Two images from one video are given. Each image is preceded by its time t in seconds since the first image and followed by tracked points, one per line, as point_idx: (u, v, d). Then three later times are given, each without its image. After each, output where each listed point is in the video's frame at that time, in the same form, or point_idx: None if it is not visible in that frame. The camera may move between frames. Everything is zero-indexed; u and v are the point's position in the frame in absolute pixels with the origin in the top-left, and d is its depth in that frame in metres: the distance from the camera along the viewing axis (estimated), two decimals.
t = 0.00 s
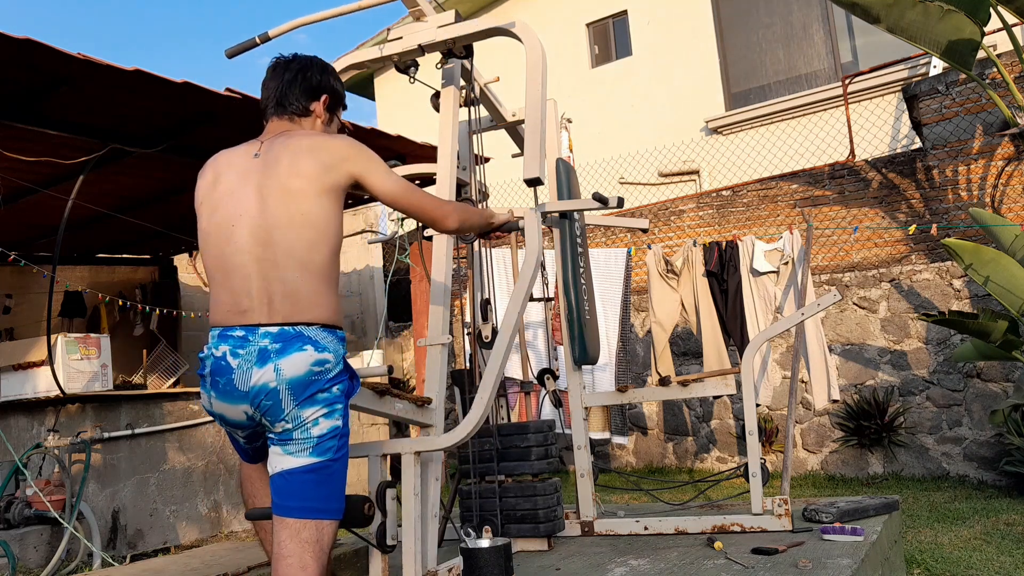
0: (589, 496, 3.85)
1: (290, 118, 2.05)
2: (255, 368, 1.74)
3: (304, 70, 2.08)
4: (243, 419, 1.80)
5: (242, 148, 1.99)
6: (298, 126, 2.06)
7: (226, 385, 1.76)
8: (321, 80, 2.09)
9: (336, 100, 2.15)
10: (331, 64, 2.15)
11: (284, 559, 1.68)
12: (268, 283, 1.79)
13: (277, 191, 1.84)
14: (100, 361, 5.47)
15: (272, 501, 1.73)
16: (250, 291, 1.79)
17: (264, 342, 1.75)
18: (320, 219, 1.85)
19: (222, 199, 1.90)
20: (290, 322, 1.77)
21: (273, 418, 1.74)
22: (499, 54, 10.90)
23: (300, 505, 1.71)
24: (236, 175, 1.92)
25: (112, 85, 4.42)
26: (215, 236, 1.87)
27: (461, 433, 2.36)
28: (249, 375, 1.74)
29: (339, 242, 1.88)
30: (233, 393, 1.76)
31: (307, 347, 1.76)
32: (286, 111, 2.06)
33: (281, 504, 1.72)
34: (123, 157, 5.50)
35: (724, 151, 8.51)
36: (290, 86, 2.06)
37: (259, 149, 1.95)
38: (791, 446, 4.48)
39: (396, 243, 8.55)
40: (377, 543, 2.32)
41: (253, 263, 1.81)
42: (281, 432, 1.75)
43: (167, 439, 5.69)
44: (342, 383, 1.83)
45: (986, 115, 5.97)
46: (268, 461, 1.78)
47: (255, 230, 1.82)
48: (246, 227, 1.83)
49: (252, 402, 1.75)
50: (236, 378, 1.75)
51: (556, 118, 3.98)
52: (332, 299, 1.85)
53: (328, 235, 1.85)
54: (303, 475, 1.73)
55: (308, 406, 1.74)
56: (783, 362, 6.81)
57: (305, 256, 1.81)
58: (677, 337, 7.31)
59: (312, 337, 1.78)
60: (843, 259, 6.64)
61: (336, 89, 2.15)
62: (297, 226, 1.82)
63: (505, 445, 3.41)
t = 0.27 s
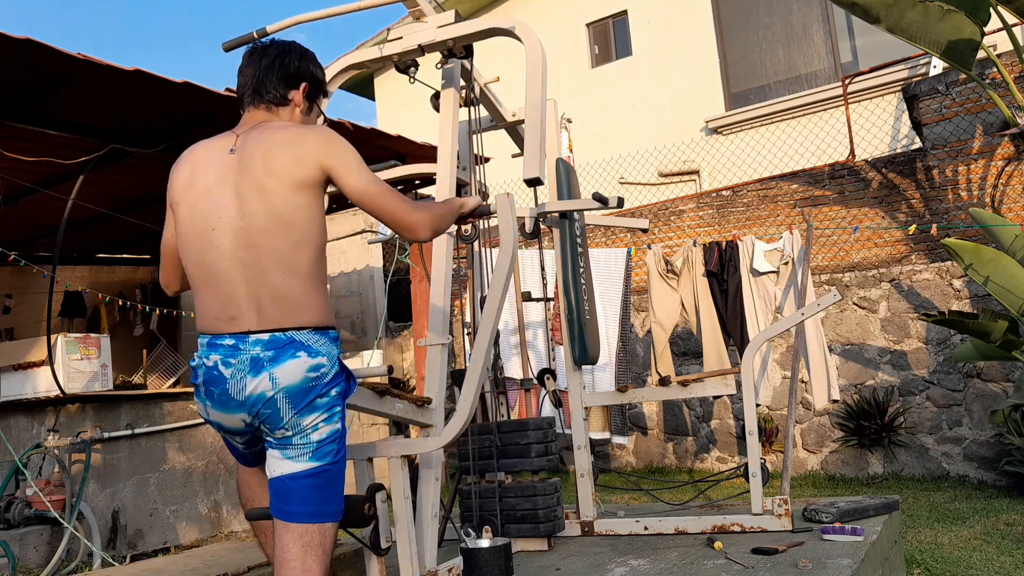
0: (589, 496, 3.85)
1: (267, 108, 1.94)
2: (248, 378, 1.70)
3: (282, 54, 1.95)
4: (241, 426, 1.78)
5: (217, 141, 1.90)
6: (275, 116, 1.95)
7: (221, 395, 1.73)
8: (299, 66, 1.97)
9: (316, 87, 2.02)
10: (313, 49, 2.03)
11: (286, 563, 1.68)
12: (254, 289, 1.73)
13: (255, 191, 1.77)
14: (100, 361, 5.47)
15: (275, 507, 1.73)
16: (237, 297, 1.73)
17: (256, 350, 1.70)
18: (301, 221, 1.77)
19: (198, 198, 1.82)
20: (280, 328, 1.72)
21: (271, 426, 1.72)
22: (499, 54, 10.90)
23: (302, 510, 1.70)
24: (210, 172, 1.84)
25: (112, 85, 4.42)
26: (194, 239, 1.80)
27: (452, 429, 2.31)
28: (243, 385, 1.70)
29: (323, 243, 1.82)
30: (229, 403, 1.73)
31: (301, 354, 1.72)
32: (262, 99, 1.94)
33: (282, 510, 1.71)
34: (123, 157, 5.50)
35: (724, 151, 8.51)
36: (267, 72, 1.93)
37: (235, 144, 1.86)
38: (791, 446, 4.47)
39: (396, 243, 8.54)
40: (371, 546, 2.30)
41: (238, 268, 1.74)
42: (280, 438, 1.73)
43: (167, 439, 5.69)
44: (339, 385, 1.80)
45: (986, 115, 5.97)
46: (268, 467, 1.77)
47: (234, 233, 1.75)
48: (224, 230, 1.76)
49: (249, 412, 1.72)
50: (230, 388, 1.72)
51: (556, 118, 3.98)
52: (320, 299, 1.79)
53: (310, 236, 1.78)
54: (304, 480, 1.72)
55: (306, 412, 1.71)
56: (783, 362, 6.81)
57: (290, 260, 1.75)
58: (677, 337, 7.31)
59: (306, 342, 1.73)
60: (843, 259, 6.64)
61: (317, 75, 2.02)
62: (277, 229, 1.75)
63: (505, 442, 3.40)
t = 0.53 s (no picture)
0: (589, 496, 3.85)
1: (257, 95, 1.84)
2: (230, 380, 1.62)
3: (274, 38, 1.85)
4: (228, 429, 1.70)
5: (204, 129, 1.84)
6: (264, 103, 1.85)
7: (204, 398, 1.66)
8: (291, 50, 1.86)
9: (311, 73, 1.91)
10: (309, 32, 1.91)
11: (282, 566, 1.60)
12: (234, 286, 1.66)
13: (234, 183, 1.70)
14: (100, 361, 5.46)
15: (267, 512, 1.64)
16: (215, 296, 1.67)
17: (238, 351, 1.63)
18: (281, 215, 1.69)
19: (179, 187, 1.77)
20: (260, 327, 1.64)
21: (259, 428, 1.64)
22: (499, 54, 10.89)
23: (296, 512, 1.62)
24: (193, 160, 1.78)
25: (112, 85, 4.42)
26: (173, 231, 1.75)
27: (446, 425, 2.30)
28: (227, 387, 1.62)
29: (305, 239, 1.74)
30: (214, 406, 1.66)
31: (285, 353, 1.63)
32: (252, 86, 1.84)
33: (275, 514, 1.62)
34: (123, 157, 5.49)
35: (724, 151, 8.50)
36: (256, 57, 1.83)
37: (220, 131, 1.80)
38: (791, 446, 4.47)
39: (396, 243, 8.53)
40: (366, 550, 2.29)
41: (216, 266, 1.68)
42: (268, 440, 1.65)
43: (167, 439, 5.69)
44: (328, 384, 1.71)
45: (986, 115, 5.97)
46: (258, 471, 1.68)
47: (213, 227, 1.69)
48: (203, 222, 1.70)
49: (235, 415, 1.64)
50: (212, 391, 1.64)
51: (556, 118, 3.98)
52: (303, 295, 1.71)
53: (291, 231, 1.70)
54: (296, 482, 1.63)
55: (293, 413, 1.63)
56: (782, 362, 6.81)
57: (269, 255, 1.67)
58: (677, 337, 7.32)
59: (288, 340, 1.65)
60: (843, 259, 6.64)
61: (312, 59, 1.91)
62: (256, 222, 1.68)
63: (505, 438, 3.40)
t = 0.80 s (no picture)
0: (589, 496, 3.85)
1: (252, 86, 1.83)
2: (207, 379, 1.61)
3: (272, 28, 1.83)
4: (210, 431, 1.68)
5: (196, 115, 1.84)
6: (258, 95, 1.84)
7: (182, 399, 1.65)
8: (289, 41, 1.84)
9: (309, 65, 1.88)
10: (310, 22, 1.89)
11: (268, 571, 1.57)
12: (208, 279, 1.65)
13: (215, 170, 1.69)
14: (100, 361, 5.46)
15: (252, 517, 1.60)
16: (190, 290, 1.66)
17: (214, 349, 1.62)
18: (259, 205, 1.67)
19: (162, 171, 1.76)
20: (237, 323, 1.63)
21: (240, 429, 1.62)
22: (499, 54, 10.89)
23: (282, 515, 1.58)
24: (179, 145, 1.78)
25: (111, 85, 4.41)
26: (152, 217, 1.74)
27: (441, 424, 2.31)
28: (204, 387, 1.61)
29: (284, 231, 1.71)
30: (193, 407, 1.64)
31: (262, 350, 1.62)
32: (247, 77, 1.83)
33: (260, 517, 1.59)
34: (123, 157, 5.49)
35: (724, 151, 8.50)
36: (253, 47, 1.82)
37: (211, 118, 1.79)
38: (791, 446, 4.47)
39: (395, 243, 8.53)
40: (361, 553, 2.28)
41: (192, 260, 1.67)
42: (250, 441, 1.62)
43: (167, 439, 5.69)
44: (309, 380, 1.68)
45: (986, 115, 5.97)
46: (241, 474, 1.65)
47: (191, 216, 1.68)
48: (182, 209, 1.69)
49: (215, 415, 1.63)
50: (190, 391, 1.63)
51: (556, 118, 3.98)
52: (281, 289, 1.69)
53: (269, 223, 1.68)
54: (280, 484, 1.59)
55: (273, 412, 1.60)
56: (782, 362, 6.81)
57: (244, 248, 1.65)
58: (677, 337, 7.32)
59: (266, 337, 1.63)
60: (843, 259, 6.64)
61: (311, 50, 1.88)
62: (234, 211, 1.66)
63: (505, 435, 3.41)
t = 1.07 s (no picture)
0: (589, 496, 3.85)
1: (245, 84, 1.84)
2: (193, 381, 1.61)
3: (265, 22, 1.83)
4: (198, 432, 1.68)
5: (189, 110, 1.85)
6: (252, 92, 1.85)
7: (168, 402, 1.65)
8: (283, 35, 1.83)
9: (304, 61, 1.88)
10: (305, 16, 1.88)
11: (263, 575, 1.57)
12: (190, 275, 1.65)
13: (201, 162, 1.69)
14: (100, 361, 5.46)
15: (245, 522, 1.60)
16: (173, 284, 1.67)
17: (199, 350, 1.62)
18: (242, 198, 1.66)
19: (153, 163, 1.77)
20: (222, 322, 1.62)
21: (227, 431, 1.62)
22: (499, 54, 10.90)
23: (273, 521, 1.58)
24: (172, 137, 1.79)
25: (111, 85, 4.41)
26: (138, 211, 1.75)
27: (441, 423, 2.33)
28: (190, 390, 1.61)
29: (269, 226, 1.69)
30: (179, 409, 1.65)
31: (247, 351, 1.61)
32: (240, 73, 1.84)
33: (253, 524, 1.59)
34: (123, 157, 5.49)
35: (724, 151, 8.50)
36: (246, 42, 1.82)
37: (203, 112, 1.80)
38: (791, 446, 4.47)
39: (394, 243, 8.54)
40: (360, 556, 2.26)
41: (174, 256, 1.68)
42: (239, 445, 1.62)
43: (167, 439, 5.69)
44: (298, 380, 1.67)
45: (986, 115, 5.97)
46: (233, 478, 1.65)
47: (175, 210, 1.69)
48: (166, 205, 1.70)
49: (202, 417, 1.63)
50: (176, 394, 1.63)
51: (556, 118, 3.98)
52: (265, 284, 1.68)
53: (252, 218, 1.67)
54: (270, 488, 1.59)
55: (260, 415, 1.59)
56: (783, 362, 6.81)
57: (225, 244, 1.65)
58: (677, 337, 7.31)
59: (251, 337, 1.62)
60: (843, 259, 6.64)
61: (307, 44, 1.88)
62: (217, 203, 1.66)
63: (504, 432, 3.40)
